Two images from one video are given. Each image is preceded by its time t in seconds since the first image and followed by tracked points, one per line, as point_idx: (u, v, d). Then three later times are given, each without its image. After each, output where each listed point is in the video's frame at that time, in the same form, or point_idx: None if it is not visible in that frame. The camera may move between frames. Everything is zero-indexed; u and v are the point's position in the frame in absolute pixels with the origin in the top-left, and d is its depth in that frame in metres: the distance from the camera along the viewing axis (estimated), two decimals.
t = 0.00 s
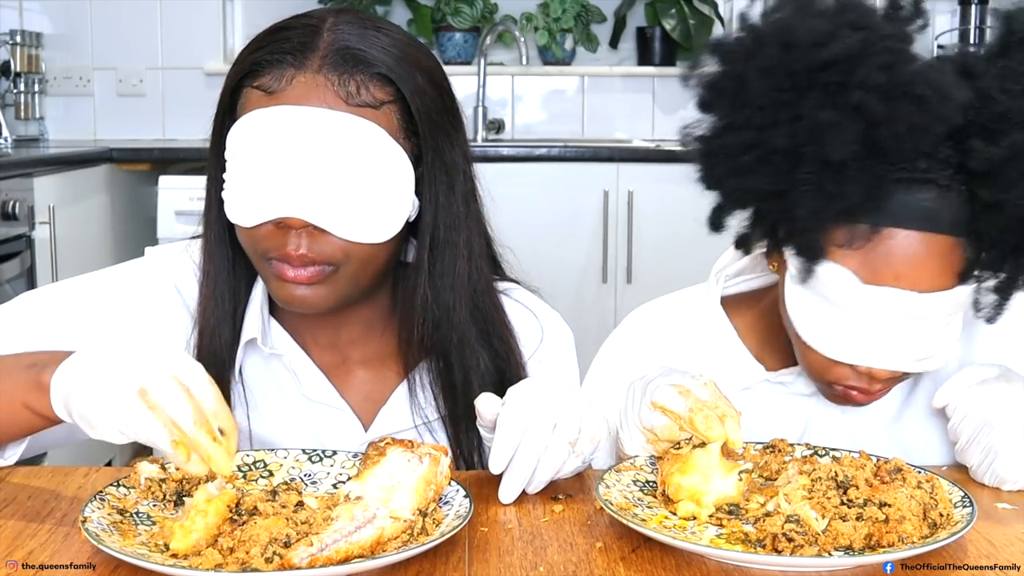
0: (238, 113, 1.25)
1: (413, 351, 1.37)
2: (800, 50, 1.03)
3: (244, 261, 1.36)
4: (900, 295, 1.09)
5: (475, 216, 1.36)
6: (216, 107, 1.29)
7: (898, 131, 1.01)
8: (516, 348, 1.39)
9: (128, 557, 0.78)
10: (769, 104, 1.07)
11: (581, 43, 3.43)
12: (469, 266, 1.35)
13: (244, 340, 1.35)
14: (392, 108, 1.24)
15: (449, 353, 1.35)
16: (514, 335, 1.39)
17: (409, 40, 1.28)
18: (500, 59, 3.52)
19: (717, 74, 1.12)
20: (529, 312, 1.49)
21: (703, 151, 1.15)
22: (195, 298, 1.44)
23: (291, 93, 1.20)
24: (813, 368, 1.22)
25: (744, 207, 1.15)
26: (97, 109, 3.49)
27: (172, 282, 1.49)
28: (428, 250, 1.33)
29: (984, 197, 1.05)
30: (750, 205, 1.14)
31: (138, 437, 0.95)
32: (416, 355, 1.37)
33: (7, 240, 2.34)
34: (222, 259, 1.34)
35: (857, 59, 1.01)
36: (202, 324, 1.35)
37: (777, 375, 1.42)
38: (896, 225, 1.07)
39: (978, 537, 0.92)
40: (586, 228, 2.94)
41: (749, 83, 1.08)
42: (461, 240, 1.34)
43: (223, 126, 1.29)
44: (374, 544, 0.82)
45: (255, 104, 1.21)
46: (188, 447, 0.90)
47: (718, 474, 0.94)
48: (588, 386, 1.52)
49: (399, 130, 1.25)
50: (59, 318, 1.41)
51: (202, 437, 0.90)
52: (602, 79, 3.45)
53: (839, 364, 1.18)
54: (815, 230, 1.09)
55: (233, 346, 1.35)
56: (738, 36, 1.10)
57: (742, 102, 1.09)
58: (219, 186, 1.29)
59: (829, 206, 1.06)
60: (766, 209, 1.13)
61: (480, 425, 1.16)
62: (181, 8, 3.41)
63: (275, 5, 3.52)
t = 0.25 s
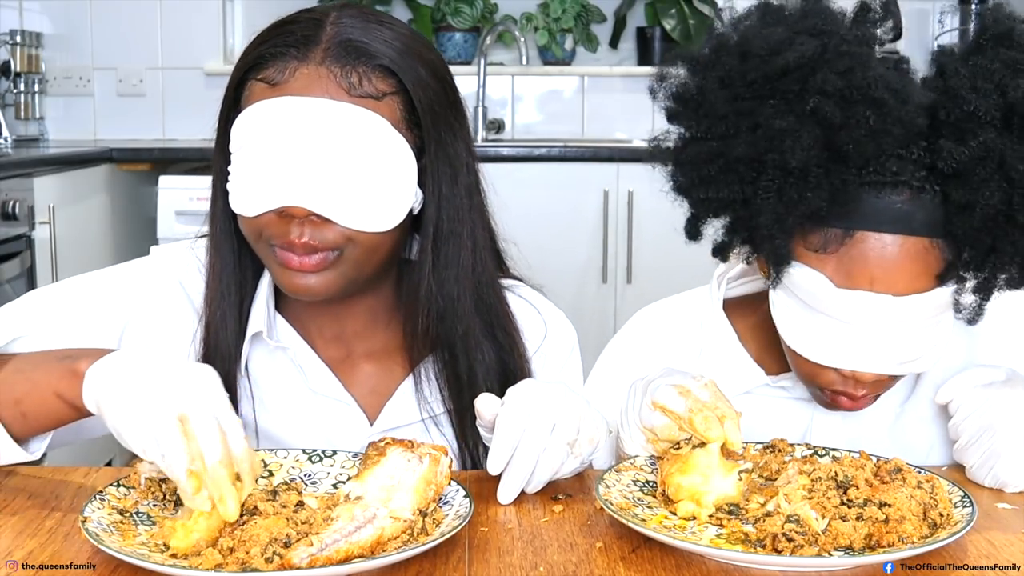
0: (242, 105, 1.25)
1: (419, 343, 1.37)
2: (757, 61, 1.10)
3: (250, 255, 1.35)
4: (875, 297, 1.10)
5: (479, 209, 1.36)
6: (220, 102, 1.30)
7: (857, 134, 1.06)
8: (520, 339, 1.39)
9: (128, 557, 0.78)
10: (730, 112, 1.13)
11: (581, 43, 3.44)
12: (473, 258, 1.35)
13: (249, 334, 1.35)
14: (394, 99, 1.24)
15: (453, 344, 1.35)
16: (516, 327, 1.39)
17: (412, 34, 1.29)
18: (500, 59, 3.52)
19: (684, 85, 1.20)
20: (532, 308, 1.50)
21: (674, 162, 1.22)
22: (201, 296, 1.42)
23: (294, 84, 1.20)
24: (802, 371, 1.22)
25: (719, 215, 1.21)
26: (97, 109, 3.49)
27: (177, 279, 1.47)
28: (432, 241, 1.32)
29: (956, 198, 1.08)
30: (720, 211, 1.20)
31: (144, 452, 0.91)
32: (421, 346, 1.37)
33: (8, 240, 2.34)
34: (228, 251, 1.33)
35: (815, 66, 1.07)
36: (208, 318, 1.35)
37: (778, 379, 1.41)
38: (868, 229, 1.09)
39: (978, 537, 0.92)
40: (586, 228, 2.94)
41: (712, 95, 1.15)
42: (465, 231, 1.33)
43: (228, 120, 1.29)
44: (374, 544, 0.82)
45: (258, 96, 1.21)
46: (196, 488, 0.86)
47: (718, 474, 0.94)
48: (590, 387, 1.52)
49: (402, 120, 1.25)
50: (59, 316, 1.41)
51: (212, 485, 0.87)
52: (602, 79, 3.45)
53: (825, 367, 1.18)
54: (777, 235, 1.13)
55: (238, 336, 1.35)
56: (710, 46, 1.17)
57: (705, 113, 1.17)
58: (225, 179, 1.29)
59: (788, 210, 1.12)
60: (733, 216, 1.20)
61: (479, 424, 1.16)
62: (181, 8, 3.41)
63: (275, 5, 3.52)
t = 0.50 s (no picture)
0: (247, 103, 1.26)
1: (421, 343, 1.37)
2: (757, 61, 1.10)
3: (252, 253, 1.35)
4: (876, 297, 1.10)
5: (482, 212, 1.36)
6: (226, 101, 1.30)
7: (858, 133, 1.06)
8: (520, 341, 1.39)
9: (128, 557, 0.78)
10: (729, 112, 1.13)
11: (581, 43, 3.44)
12: (475, 259, 1.35)
13: (250, 334, 1.35)
14: (399, 99, 1.24)
15: (454, 345, 1.35)
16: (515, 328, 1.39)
17: (417, 35, 1.29)
18: (500, 59, 3.52)
19: (684, 84, 1.20)
20: (532, 309, 1.50)
21: (674, 163, 1.22)
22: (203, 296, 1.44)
23: (300, 81, 1.20)
24: (799, 369, 1.22)
25: (719, 215, 1.21)
26: (97, 109, 3.49)
27: (178, 279, 1.48)
28: (434, 242, 1.32)
29: (956, 197, 1.08)
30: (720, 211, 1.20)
31: (172, 446, 0.93)
32: (423, 346, 1.37)
33: (7, 240, 2.34)
34: (230, 250, 1.33)
35: (816, 65, 1.07)
36: (210, 314, 1.35)
37: (776, 381, 1.41)
38: (871, 228, 1.10)
39: (978, 537, 0.92)
40: (586, 228, 2.94)
41: (712, 94, 1.14)
42: (468, 232, 1.33)
43: (232, 117, 1.29)
44: (374, 544, 0.82)
45: (264, 93, 1.21)
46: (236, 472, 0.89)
47: (718, 474, 0.94)
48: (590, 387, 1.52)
49: (406, 120, 1.25)
50: (64, 315, 1.35)
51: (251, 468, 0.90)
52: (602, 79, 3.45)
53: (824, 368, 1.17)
54: (777, 234, 1.13)
55: (239, 334, 1.35)
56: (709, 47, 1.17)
57: (705, 112, 1.17)
58: (228, 176, 1.29)
59: (789, 210, 1.12)
60: (733, 216, 1.20)
61: (479, 424, 1.16)
62: (181, 8, 3.41)
63: (275, 5, 3.52)
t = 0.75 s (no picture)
0: (246, 102, 1.25)
1: (418, 342, 1.37)
2: (755, 55, 1.10)
3: (250, 251, 1.35)
4: (874, 294, 1.11)
5: (480, 210, 1.36)
6: (225, 100, 1.30)
7: (854, 127, 1.06)
8: (518, 339, 1.39)
9: (128, 557, 0.78)
10: (727, 107, 1.13)
11: (581, 43, 3.44)
12: (473, 258, 1.35)
13: (249, 333, 1.35)
14: (398, 97, 1.24)
15: (452, 343, 1.35)
16: (513, 326, 1.39)
17: (417, 34, 1.28)
18: (500, 59, 3.52)
19: (683, 80, 1.20)
20: (531, 308, 1.50)
21: (672, 158, 1.22)
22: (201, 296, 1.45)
23: (299, 80, 1.20)
24: (798, 366, 1.22)
25: (717, 209, 1.21)
26: (97, 109, 3.49)
27: (178, 279, 1.48)
28: (432, 240, 1.32)
29: (954, 193, 1.07)
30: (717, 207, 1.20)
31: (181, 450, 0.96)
32: (422, 345, 1.37)
33: (7, 240, 2.34)
34: (229, 249, 1.33)
35: (813, 60, 1.07)
36: (208, 313, 1.35)
37: (776, 381, 1.41)
38: (870, 224, 1.10)
39: (978, 537, 0.92)
40: (586, 228, 2.94)
41: (710, 89, 1.15)
42: (467, 231, 1.33)
43: (231, 117, 1.29)
44: (374, 544, 0.82)
45: (263, 92, 1.21)
46: (254, 483, 0.91)
47: (718, 474, 0.94)
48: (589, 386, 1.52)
49: (405, 118, 1.25)
50: (66, 314, 1.34)
51: (268, 480, 0.91)
52: (602, 79, 3.45)
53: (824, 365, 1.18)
54: (775, 228, 1.13)
55: (238, 333, 1.35)
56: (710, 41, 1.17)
57: (703, 108, 1.17)
58: (227, 175, 1.29)
59: (787, 204, 1.11)
60: (732, 211, 1.19)
61: (479, 424, 1.16)
62: (181, 8, 3.41)
63: (275, 5, 3.52)
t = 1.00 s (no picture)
0: (241, 103, 1.25)
1: (415, 342, 1.37)
2: (756, 53, 1.10)
3: (246, 250, 1.35)
4: (873, 294, 1.11)
5: (474, 208, 1.36)
6: (219, 102, 1.30)
7: (853, 126, 1.06)
8: (514, 336, 1.39)
9: (128, 557, 0.78)
10: (728, 105, 1.13)
11: (581, 43, 3.44)
12: (467, 256, 1.35)
13: (245, 333, 1.35)
14: (391, 97, 1.24)
15: (448, 342, 1.35)
16: (509, 324, 1.39)
17: (409, 34, 1.28)
18: (500, 59, 3.52)
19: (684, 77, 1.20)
20: (527, 307, 1.50)
21: (673, 156, 1.22)
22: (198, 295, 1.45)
23: (293, 81, 1.20)
24: (799, 367, 1.22)
25: (717, 208, 1.21)
26: (97, 109, 3.49)
27: (176, 279, 1.48)
28: (426, 239, 1.32)
29: (954, 193, 1.07)
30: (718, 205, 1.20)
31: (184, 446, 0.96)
32: (417, 344, 1.37)
33: (7, 240, 2.34)
34: (225, 249, 1.34)
35: (814, 59, 1.07)
36: (204, 313, 1.35)
37: (776, 382, 1.41)
38: (872, 223, 1.10)
39: (978, 537, 0.92)
40: (586, 228, 2.94)
41: (711, 87, 1.15)
42: (461, 229, 1.33)
43: (225, 119, 1.29)
44: (374, 544, 0.82)
45: (256, 93, 1.21)
46: (246, 487, 0.93)
47: (718, 474, 0.94)
48: (588, 387, 1.52)
49: (398, 118, 1.25)
50: (62, 316, 1.35)
51: (259, 486, 0.93)
52: (602, 79, 3.45)
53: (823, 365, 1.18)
54: (775, 225, 1.13)
55: (235, 333, 1.35)
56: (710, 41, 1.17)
57: (704, 105, 1.17)
58: (223, 176, 1.29)
59: (786, 202, 1.12)
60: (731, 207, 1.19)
61: (479, 425, 1.16)
62: (181, 8, 3.41)
63: (275, 5, 3.52)
